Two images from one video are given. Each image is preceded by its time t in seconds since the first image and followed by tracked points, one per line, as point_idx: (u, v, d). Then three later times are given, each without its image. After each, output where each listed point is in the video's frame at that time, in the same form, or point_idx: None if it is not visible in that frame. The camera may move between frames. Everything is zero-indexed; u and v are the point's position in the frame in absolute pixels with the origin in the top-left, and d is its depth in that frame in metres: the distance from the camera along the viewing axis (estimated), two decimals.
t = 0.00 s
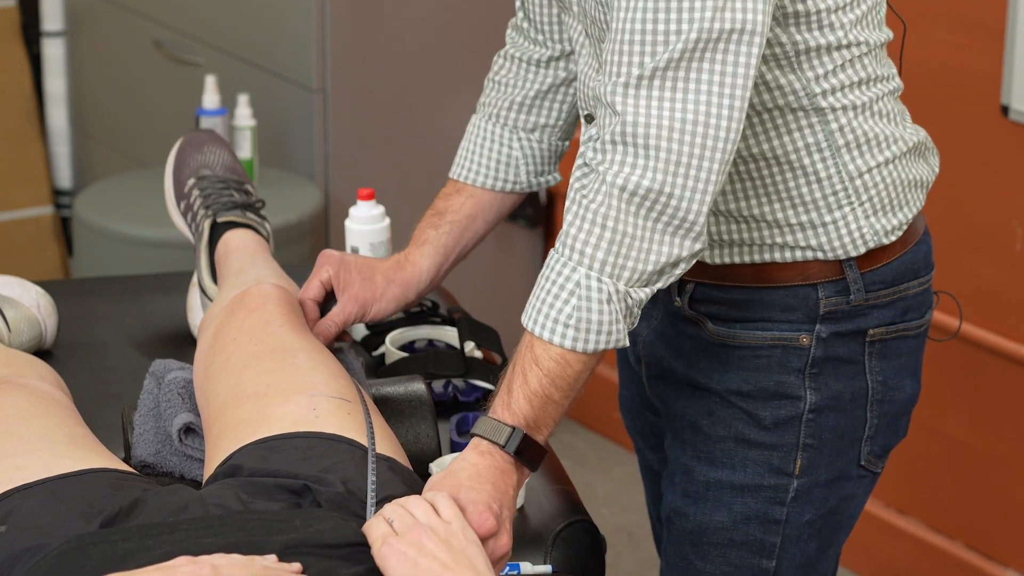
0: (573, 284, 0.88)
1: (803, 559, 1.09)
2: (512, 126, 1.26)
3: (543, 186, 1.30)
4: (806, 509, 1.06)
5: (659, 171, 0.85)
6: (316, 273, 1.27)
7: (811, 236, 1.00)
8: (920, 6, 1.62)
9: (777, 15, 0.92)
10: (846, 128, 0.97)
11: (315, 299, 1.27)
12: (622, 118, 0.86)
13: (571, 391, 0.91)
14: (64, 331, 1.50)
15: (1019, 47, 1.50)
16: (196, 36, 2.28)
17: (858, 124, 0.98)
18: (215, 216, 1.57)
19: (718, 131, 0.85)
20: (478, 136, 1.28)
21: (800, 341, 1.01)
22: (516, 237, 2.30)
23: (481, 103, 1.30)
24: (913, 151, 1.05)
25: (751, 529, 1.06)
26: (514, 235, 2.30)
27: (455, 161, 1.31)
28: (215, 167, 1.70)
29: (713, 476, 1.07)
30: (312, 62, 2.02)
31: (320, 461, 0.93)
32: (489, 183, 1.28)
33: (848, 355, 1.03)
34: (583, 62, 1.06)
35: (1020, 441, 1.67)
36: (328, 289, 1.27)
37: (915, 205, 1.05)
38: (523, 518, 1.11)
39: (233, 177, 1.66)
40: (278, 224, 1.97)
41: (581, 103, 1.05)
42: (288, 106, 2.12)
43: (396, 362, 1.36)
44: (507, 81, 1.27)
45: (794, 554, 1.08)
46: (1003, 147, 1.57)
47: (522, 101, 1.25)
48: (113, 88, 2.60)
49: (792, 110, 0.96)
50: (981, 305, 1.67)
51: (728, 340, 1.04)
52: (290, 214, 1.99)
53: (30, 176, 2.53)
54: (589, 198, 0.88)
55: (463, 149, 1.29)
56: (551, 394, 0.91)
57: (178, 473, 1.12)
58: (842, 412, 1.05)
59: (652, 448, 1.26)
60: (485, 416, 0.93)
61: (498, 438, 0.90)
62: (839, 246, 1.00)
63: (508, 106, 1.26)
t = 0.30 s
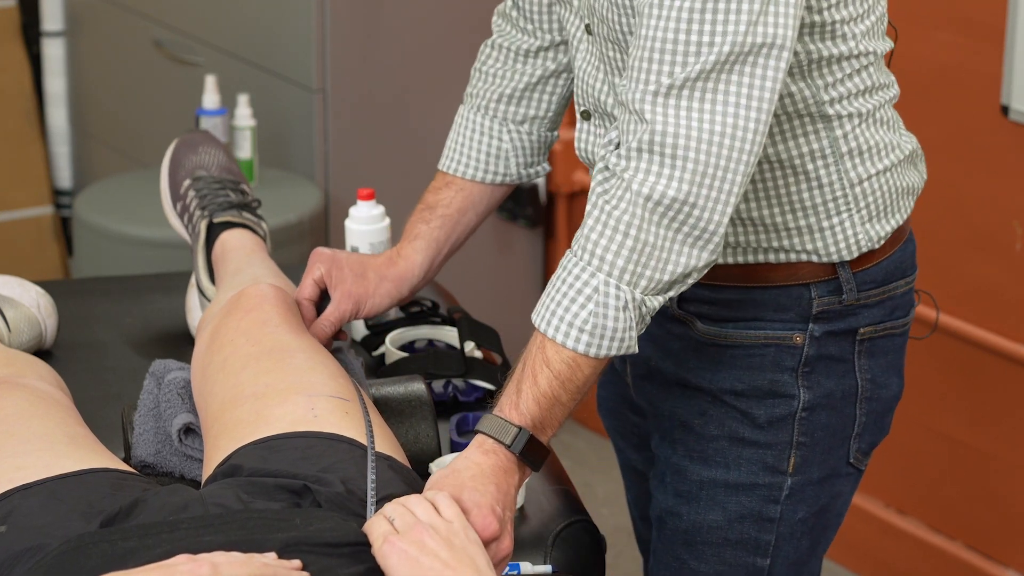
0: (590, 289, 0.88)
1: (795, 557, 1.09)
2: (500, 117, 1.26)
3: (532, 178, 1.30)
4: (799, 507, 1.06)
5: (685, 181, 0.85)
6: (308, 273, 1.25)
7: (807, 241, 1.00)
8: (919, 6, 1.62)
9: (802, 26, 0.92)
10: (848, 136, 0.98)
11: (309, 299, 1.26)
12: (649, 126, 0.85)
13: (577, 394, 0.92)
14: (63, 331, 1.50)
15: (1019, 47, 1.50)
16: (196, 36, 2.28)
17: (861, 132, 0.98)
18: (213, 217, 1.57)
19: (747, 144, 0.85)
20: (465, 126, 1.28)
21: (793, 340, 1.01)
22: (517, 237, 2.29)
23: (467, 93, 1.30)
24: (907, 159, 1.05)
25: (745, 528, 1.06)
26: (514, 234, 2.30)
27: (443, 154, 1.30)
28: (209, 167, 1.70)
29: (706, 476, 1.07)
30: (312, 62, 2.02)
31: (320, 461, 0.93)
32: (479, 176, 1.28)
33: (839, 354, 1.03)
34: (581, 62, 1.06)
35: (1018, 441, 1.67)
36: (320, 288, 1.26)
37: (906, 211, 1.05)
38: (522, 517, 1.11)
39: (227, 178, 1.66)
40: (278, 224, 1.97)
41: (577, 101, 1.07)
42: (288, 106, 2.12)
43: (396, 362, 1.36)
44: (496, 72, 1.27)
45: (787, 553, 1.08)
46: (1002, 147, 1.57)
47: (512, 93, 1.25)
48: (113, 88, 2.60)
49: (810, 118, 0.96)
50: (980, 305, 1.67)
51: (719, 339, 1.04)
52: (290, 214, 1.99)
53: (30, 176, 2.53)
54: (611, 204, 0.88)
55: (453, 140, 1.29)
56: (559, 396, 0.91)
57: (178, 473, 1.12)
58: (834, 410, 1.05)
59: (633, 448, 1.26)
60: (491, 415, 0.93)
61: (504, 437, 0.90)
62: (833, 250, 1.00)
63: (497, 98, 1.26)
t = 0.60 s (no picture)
0: (600, 297, 0.88)
1: (796, 557, 1.09)
2: (495, 120, 1.27)
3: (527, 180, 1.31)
4: (800, 506, 1.06)
5: (701, 193, 0.85)
6: (304, 274, 1.25)
7: (813, 245, 1.00)
8: (919, 6, 1.62)
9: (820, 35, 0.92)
10: (855, 142, 0.98)
11: (305, 298, 1.26)
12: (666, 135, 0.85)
13: (580, 400, 0.91)
14: (63, 331, 1.50)
15: (1019, 47, 1.50)
16: (196, 36, 2.28)
17: (868, 138, 0.99)
18: (210, 218, 1.57)
19: (765, 157, 0.85)
20: (458, 131, 1.28)
21: (796, 340, 1.01)
22: (516, 237, 2.29)
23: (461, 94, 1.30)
24: (909, 163, 1.06)
25: (748, 527, 1.06)
26: (514, 234, 2.30)
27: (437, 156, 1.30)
28: (206, 167, 1.70)
29: (708, 476, 1.07)
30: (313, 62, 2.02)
31: (319, 460, 0.93)
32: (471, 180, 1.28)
33: (840, 353, 1.04)
34: (587, 64, 1.06)
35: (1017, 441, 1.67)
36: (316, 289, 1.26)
37: (908, 214, 1.06)
38: (521, 517, 1.11)
39: (225, 178, 1.66)
40: (278, 224, 1.97)
41: (581, 104, 1.07)
42: (288, 106, 2.12)
43: (396, 362, 1.36)
44: (490, 76, 1.26)
45: (789, 552, 1.08)
46: (1002, 147, 1.57)
47: (507, 98, 1.26)
48: (112, 88, 2.60)
49: (822, 125, 0.96)
50: (979, 305, 1.68)
51: (721, 340, 1.04)
52: (290, 214, 1.99)
53: (31, 176, 2.53)
54: (624, 213, 0.88)
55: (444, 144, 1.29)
56: (563, 402, 0.91)
57: (177, 473, 1.12)
58: (835, 409, 1.05)
59: (628, 449, 1.26)
60: (494, 416, 0.93)
61: (506, 440, 0.91)
62: (837, 253, 1.00)
63: (491, 103, 1.26)
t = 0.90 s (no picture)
0: (602, 296, 0.88)
1: (800, 558, 1.09)
2: (496, 119, 1.26)
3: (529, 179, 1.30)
4: (803, 507, 1.07)
5: (705, 193, 0.85)
6: (304, 272, 1.26)
7: (816, 244, 1.00)
8: (919, 6, 1.62)
9: (823, 34, 0.93)
10: (857, 141, 0.98)
11: (305, 298, 1.26)
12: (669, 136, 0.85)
13: (580, 398, 0.91)
14: (63, 332, 1.50)
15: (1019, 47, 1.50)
16: (196, 36, 2.28)
17: (870, 137, 0.99)
18: (209, 218, 1.57)
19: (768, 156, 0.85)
20: (462, 130, 1.28)
21: (798, 341, 1.01)
22: (516, 237, 2.29)
23: (463, 93, 1.30)
24: (911, 162, 1.06)
25: (752, 529, 1.06)
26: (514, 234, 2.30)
27: (440, 155, 1.30)
28: (208, 168, 1.70)
29: (712, 477, 1.07)
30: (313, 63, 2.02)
31: (319, 460, 0.93)
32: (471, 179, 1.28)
33: (842, 353, 1.04)
34: (589, 65, 1.06)
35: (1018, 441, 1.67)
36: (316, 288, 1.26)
37: (911, 213, 1.06)
38: (522, 517, 1.11)
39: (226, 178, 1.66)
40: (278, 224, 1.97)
41: (583, 104, 1.07)
42: (287, 106, 2.12)
43: (396, 362, 1.36)
44: (492, 75, 1.27)
45: (792, 553, 1.08)
46: (1003, 147, 1.57)
47: (510, 97, 1.26)
48: (112, 88, 2.60)
49: (824, 124, 0.96)
50: (979, 306, 1.68)
51: (722, 340, 1.04)
52: (291, 215, 2.00)
53: (30, 175, 2.53)
54: (627, 213, 0.88)
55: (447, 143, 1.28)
56: (560, 399, 0.91)
57: (178, 474, 1.12)
58: (837, 409, 1.05)
59: (629, 450, 1.26)
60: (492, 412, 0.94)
61: (500, 435, 0.91)
62: (839, 252, 1.00)
63: (494, 102, 1.26)
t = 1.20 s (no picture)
0: (604, 295, 0.88)
1: (801, 558, 1.09)
2: (496, 118, 1.26)
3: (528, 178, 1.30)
4: (805, 507, 1.07)
5: (708, 191, 0.85)
6: (303, 271, 1.27)
7: (816, 244, 1.00)
8: (919, 6, 1.62)
9: (825, 34, 0.93)
10: (859, 141, 0.98)
11: (303, 297, 1.27)
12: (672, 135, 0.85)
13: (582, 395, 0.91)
14: (63, 332, 1.50)
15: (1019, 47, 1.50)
16: (196, 36, 2.28)
17: (872, 137, 0.99)
18: (209, 218, 1.57)
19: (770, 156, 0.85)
20: (460, 129, 1.27)
21: (799, 340, 1.01)
22: (516, 236, 2.30)
23: (461, 92, 1.30)
24: (912, 162, 1.06)
25: (753, 528, 1.06)
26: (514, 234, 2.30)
27: (438, 154, 1.30)
28: (204, 167, 1.70)
29: (713, 477, 1.06)
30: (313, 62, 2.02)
31: (319, 461, 0.93)
32: (471, 178, 1.28)
33: (843, 353, 1.04)
34: (591, 64, 1.06)
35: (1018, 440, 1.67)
36: (315, 287, 1.27)
37: (911, 212, 1.06)
38: (522, 517, 1.12)
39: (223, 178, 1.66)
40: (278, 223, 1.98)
41: (585, 103, 1.07)
42: (287, 106, 2.12)
43: (397, 362, 1.36)
44: (491, 75, 1.27)
45: (793, 553, 1.08)
46: (1003, 147, 1.57)
47: (508, 95, 1.26)
48: (112, 88, 2.60)
49: (826, 124, 0.96)
50: (979, 305, 1.68)
51: (723, 340, 1.03)
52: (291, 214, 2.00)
53: (30, 175, 2.53)
54: (630, 212, 0.88)
55: (446, 142, 1.28)
56: (562, 397, 0.91)
57: (177, 474, 1.12)
58: (838, 409, 1.05)
59: (629, 450, 1.26)
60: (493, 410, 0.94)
61: (504, 435, 0.91)
62: (840, 253, 1.00)
63: (492, 101, 1.26)
